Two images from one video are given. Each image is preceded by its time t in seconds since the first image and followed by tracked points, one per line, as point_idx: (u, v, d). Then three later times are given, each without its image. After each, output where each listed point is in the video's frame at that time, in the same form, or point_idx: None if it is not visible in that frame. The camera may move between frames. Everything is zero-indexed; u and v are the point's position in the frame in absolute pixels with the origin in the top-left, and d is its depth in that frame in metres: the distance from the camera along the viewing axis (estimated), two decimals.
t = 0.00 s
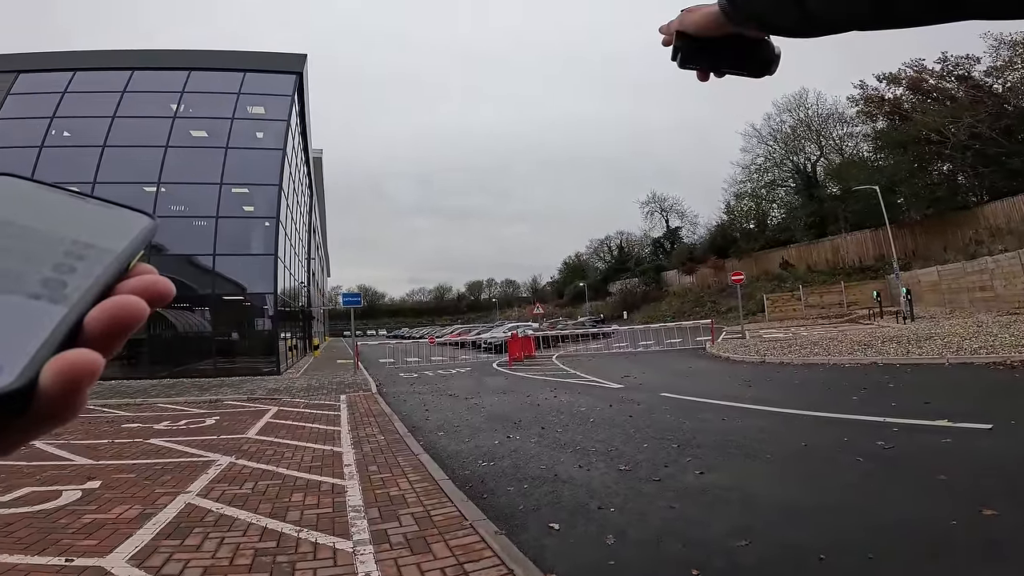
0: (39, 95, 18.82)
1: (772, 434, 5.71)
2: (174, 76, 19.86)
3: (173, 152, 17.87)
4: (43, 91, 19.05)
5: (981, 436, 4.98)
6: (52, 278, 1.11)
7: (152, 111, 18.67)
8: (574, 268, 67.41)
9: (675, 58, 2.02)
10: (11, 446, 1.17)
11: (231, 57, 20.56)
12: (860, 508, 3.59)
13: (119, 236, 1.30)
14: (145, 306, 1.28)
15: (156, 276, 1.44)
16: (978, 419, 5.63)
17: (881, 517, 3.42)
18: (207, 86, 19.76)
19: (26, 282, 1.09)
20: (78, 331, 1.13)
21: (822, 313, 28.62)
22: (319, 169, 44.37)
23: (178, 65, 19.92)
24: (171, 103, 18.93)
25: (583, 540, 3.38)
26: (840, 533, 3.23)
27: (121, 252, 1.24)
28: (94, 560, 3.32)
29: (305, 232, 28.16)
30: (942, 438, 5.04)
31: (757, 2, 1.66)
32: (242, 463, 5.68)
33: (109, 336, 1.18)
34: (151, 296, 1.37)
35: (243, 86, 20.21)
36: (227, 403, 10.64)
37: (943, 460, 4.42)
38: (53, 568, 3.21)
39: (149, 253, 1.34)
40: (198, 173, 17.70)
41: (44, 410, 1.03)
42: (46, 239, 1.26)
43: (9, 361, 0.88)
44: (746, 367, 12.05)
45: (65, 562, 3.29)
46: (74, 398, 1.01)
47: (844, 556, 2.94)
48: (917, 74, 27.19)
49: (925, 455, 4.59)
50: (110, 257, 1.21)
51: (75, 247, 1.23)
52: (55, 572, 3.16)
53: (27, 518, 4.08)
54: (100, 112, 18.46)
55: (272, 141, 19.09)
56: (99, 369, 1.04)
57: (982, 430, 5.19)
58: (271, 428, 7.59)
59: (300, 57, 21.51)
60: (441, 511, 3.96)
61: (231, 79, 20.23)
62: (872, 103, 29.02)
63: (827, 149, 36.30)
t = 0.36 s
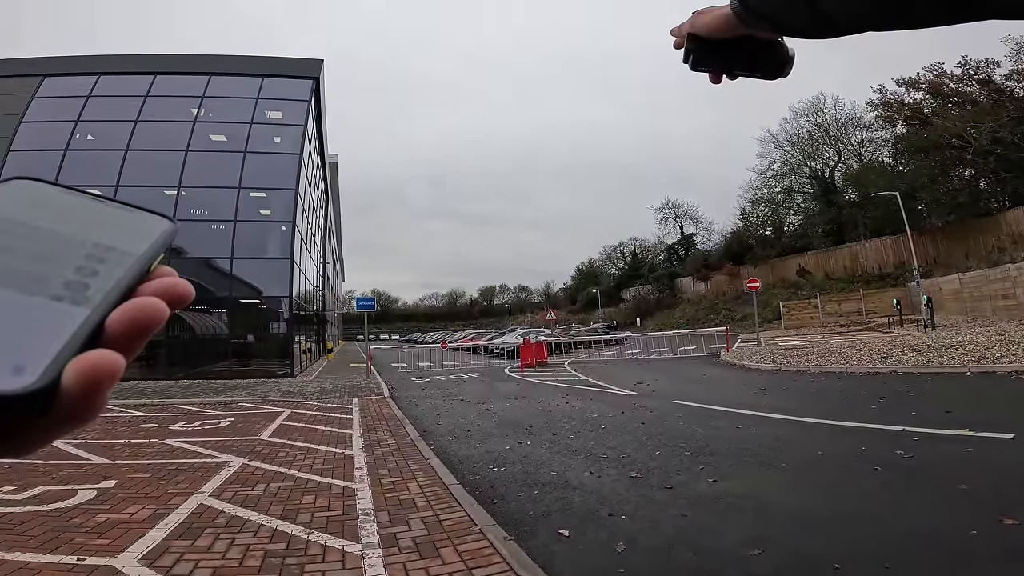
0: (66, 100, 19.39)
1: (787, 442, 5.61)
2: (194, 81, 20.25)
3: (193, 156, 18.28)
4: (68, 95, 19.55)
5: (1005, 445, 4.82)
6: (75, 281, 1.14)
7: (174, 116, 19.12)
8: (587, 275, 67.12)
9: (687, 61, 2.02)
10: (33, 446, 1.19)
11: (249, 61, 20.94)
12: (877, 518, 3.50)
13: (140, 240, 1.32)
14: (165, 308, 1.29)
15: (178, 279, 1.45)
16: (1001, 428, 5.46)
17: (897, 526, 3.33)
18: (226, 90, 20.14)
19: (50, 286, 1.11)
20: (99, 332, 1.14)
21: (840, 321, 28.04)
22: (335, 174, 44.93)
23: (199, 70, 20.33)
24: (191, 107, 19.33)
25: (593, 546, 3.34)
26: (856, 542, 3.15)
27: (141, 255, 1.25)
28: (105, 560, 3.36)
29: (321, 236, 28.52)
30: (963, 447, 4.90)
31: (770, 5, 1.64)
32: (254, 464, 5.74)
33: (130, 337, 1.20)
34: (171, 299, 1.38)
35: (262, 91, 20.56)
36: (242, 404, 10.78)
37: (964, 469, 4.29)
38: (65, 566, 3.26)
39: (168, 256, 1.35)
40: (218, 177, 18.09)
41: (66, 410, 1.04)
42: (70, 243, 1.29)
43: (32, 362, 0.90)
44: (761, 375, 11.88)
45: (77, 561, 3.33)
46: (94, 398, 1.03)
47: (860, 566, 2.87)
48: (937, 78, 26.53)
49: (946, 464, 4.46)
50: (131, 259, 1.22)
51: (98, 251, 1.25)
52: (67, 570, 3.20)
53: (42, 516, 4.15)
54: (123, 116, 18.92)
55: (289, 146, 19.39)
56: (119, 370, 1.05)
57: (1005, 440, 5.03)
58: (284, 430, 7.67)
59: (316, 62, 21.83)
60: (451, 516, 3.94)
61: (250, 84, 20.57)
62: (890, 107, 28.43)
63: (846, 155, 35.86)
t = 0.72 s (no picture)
0: (83, 103, 19.77)
1: (797, 448, 5.53)
2: (209, 84, 20.58)
3: (207, 159, 18.58)
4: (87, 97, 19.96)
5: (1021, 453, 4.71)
6: (87, 283, 1.16)
7: (188, 120, 19.44)
8: (596, 280, 66.86)
9: (695, 70, 2.05)
10: (44, 446, 1.20)
11: (263, 65, 21.28)
12: (888, 524, 3.43)
13: (151, 243, 1.35)
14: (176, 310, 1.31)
15: (188, 282, 1.47)
16: (1018, 436, 5.33)
17: (909, 534, 3.27)
18: (240, 94, 20.45)
19: (62, 289, 1.13)
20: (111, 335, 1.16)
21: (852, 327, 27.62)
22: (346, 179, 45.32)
23: (213, 74, 20.63)
24: (205, 111, 19.70)
25: (599, 552, 3.31)
26: (868, 550, 3.10)
27: (153, 259, 1.27)
28: (112, 560, 3.39)
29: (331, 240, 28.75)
30: (977, 454, 4.79)
31: (775, 8, 1.67)
32: (262, 466, 5.77)
33: (140, 340, 1.21)
34: (181, 301, 1.40)
35: (274, 95, 20.85)
36: (251, 406, 10.87)
37: (978, 476, 4.20)
38: (73, 565, 3.28)
39: (179, 259, 1.37)
40: (231, 181, 18.35)
41: (77, 411, 1.06)
42: (83, 245, 1.32)
43: (44, 363, 0.91)
44: (771, 381, 11.72)
45: (84, 560, 3.36)
46: (104, 401, 1.04)
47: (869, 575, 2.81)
48: (950, 82, 26.12)
49: (960, 471, 4.37)
50: (143, 263, 1.25)
51: (110, 253, 1.28)
52: (74, 569, 3.22)
53: (51, 515, 4.20)
54: (138, 119, 19.27)
55: (301, 150, 19.63)
56: (129, 371, 1.06)
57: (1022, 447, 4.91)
58: (291, 432, 7.72)
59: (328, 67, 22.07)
60: (456, 519, 3.93)
61: (263, 88, 20.86)
62: (903, 112, 28.13)
63: (858, 159, 35.22)
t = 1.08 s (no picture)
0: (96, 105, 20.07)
1: (807, 452, 5.46)
2: (220, 87, 20.82)
3: (218, 161, 18.81)
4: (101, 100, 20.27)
5: None
6: (91, 283, 1.18)
7: (199, 122, 19.68)
8: (604, 282, 66.68)
9: (689, 63, 2.03)
10: (49, 445, 1.22)
11: (273, 68, 21.49)
12: (898, 528, 3.38)
13: (156, 244, 1.37)
14: (179, 311, 1.33)
15: (192, 283, 1.50)
16: None
17: (919, 538, 3.22)
18: (250, 97, 20.66)
19: (66, 289, 1.15)
20: (116, 335, 1.18)
21: (864, 331, 27.26)
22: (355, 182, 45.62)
23: (224, 77, 20.87)
24: (216, 113, 19.94)
25: (605, 555, 3.29)
26: (877, 554, 3.05)
27: (156, 260, 1.29)
28: (120, 559, 3.42)
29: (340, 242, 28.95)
30: (990, 458, 4.71)
31: (769, 5, 1.64)
32: (270, 466, 5.81)
33: (144, 340, 1.22)
34: (183, 302, 1.43)
35: (284, 97, 21.04)
36: (260, 406, 10.95)
37: (990, 480, 4.13)
38: (81, 564, 3.31)
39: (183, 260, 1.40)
40: (241, 183, 18.56)
41: (81, 411, 1.06)
42: (88, 246, 1.34)
43: (48, 363, 0.92)
44: (780, 385, 11.61)
45: (92, 559, 3.39)
46: (109, 400, 1.05)
47: None
48: (962, 83, 25.62)
49: (971, 475, 4.29)
50: (146, 264, 1.26)
51: (114, 254, 1.30)
52: (82, 569, 3.25)
53: (61, 514, 4.25)
54: (151, 121, 19.55)
55: (310, 152, 19.79)
56: (133, 371, 1.06)
57: None
58: (299, 433, 7.76)
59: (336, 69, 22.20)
60: (462, 521, 3.93)
61: (273, 90, 21.06)
62: (915, 113, 27.71)
63: (870, 161, 34.55)
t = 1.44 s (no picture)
0: (116, 110, 20.51)
1: (824, 454, 5.36)
2: (236, 92, 21.15)
3: (235, 165, 19.14)
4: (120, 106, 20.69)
5: None
6: (82, 284, 1.20)
7: (216, 126, 20.03)
8: (617, 284, 66.27)
9: (682, 64, 2.02)
10: (39, 445, 1.23)
11: (287, 72, 21.73)
12: (918, 531, 3.30)
13: (146, 245, 1.40)
14: (171, 312, 1.35)
15: (185, 285, 1.53)
16: None
17: (939, 540, 3.14)
18: (266, 101, 20.96)
19: (57, 289, 1.17)
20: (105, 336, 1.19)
21: (883, 332, 26.71)
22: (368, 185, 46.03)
23: (239, 81, 21.18)
24: (232, 118, 20.25)
25: (618, 557, 3.26)
26: (896, 556, 2.98)
27: (147, 260, 1.32)
28: (140, 559, 3.48)
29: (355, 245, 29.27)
30: (1014, 460, 4.58)
31: (765, 5, 1.65)
32: (286, 467, 5.89)
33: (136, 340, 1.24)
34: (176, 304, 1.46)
35: (298, 101, 21.30)
36: (276, 408, 11.10)
37: (1014, 482, 4.02)
38: (102, 564, 3.38)
39: (174, 261, 1.42)
40: (258, 187, 18.87)
41: (72, 412, 1.08)
42: (80, 247, 1.37)
43: (38, 364, 0.93)
44: (797, 387, 11.43)
45: (112, 560, 3.45)
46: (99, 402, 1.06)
47: None
48: (981, 80, 24.85)
49: (995, 477, 4.18)
50: (137, 265, 1.29)
51: (106, 254, 1.33)
52: (103, 569, 3.32)
53: (84, 514, 4.35)
54: (170, 127, 19.94)
55: (324, 155, 20.02)
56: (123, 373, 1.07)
57: None
58: (314, 434, 7.85)
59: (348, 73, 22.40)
60: (475, 523, 3.93)
61: (287, 94, 21.34)
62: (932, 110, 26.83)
63: (887, 161, 34.03)
